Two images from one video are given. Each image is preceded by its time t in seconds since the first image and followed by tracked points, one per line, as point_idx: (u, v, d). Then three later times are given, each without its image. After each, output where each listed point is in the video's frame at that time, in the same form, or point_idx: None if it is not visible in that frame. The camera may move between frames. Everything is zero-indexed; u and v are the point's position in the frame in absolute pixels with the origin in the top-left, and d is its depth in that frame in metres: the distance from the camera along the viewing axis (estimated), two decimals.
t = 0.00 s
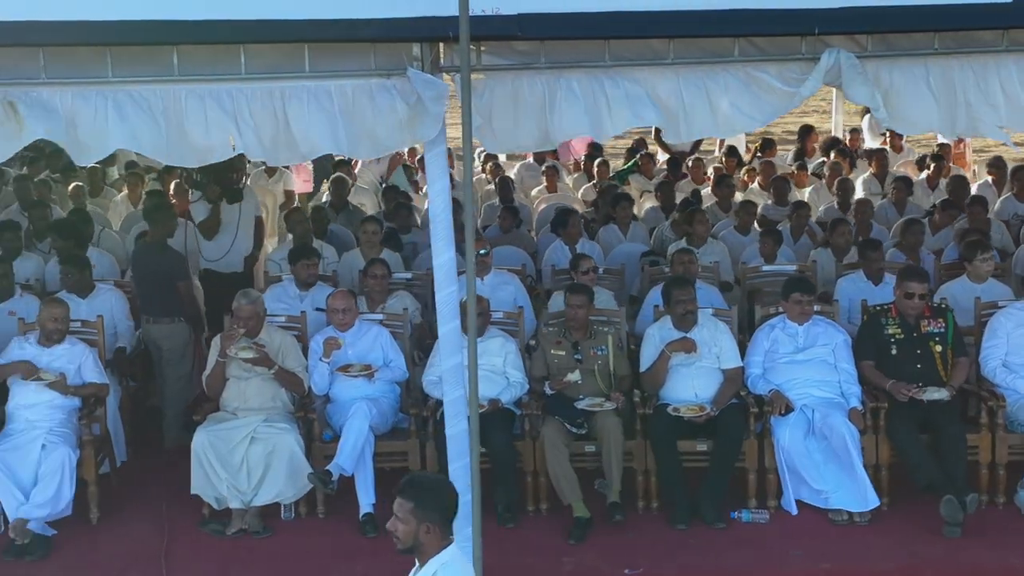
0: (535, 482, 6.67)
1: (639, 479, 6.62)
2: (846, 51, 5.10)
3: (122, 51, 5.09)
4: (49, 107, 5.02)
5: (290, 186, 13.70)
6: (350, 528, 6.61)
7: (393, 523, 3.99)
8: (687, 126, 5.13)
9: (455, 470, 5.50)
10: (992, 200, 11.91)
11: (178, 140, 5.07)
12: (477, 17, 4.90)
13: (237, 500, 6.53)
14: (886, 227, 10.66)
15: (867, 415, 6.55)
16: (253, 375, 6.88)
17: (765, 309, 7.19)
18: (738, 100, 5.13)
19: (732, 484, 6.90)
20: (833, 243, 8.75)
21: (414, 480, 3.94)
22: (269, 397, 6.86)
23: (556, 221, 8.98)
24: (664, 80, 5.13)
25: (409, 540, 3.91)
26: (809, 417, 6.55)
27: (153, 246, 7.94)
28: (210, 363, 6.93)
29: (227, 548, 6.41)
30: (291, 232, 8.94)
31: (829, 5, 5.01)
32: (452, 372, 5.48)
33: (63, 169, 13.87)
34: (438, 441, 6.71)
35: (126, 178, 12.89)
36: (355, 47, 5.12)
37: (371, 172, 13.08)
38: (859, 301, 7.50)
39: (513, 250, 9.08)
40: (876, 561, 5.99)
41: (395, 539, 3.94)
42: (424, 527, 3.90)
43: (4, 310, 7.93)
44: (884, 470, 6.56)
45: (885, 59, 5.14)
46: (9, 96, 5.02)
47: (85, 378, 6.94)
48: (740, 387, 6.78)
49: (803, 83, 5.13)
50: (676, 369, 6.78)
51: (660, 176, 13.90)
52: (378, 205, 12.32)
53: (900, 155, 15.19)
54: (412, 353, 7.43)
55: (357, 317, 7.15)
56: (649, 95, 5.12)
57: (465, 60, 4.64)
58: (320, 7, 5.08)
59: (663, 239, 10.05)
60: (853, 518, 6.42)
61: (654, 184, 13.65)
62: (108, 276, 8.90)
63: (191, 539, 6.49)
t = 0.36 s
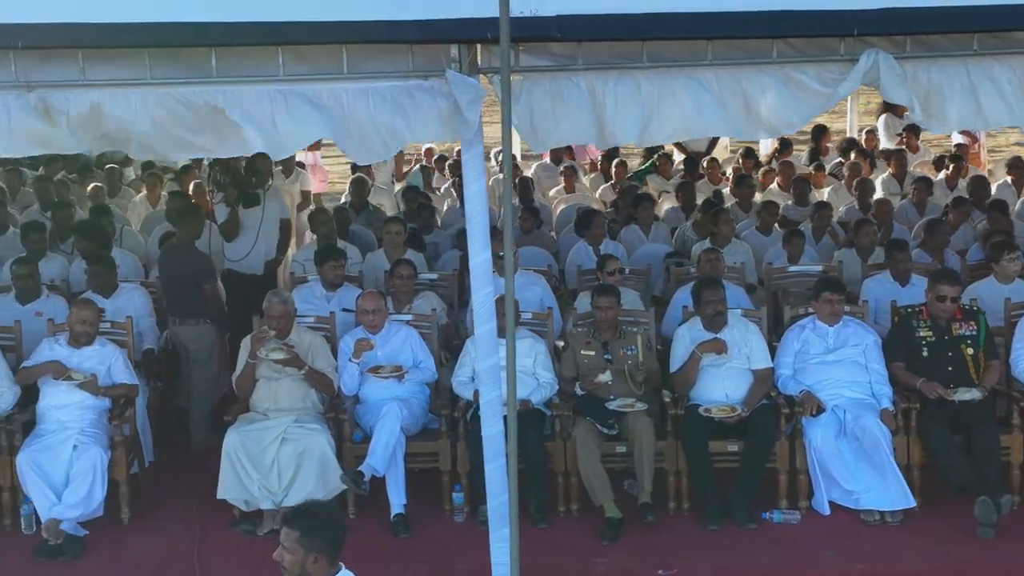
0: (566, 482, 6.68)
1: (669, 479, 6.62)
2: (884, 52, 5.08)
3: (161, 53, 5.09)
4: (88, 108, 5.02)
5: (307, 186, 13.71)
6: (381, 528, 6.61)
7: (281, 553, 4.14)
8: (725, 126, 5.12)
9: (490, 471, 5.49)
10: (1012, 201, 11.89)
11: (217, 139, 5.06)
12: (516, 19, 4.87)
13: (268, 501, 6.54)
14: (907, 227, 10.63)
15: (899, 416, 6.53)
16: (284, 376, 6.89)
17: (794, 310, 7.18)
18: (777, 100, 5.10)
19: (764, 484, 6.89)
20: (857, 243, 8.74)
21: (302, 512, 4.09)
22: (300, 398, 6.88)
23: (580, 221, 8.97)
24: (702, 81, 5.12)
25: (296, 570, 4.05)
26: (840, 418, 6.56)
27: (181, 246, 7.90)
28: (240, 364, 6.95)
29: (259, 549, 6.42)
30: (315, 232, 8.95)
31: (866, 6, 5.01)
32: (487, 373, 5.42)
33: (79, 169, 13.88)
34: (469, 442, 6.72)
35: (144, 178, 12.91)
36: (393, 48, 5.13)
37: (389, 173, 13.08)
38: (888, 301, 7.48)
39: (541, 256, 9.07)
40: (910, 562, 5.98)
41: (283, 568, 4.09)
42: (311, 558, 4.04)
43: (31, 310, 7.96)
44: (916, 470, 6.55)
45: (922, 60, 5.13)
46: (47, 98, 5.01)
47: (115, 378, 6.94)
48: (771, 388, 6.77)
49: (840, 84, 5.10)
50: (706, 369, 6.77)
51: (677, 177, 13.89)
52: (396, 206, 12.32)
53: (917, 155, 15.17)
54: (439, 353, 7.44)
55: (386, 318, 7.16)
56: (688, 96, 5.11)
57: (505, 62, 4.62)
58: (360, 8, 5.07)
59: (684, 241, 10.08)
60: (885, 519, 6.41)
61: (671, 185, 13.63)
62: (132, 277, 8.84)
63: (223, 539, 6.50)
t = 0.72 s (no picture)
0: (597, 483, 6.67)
1: (701, 480, 6.60)
2: (926, 50, 5.09)
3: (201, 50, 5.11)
4: (128, 109, 5.07)
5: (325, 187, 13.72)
6: (413, 529, 6.61)
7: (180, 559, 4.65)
8: (768, 122, 5.13)
9: (526, 472, 5.48)
10: None
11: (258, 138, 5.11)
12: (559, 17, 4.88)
13: (300, 501, 6.53)
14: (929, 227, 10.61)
15: (931, 416, 6.53)
16: (315, 376, 6.90)
17: (825, 310, 7.17)
18: (821, 94, 5.15)
19: (796, 485, 6.87)
20: (883, 244, 8.72)
21: (187, 518, 4.60)
22: (331, 398, 6.88)
23: (605, 221, 8.97)
24: (743, 79, 5.15)
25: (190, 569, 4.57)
26: (873, 419, 6.55)
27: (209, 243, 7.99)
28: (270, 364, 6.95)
29: (291, 549, 6.42)
30: (340, 232, 8.96)
31: (909, 4, 5.00)
32: (525, 373, 5.42)
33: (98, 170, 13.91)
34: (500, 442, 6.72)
35: (162, 179, 12.92)
36: (434, 48, 5.15)
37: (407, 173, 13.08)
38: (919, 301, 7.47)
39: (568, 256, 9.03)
40: (946, 563, 5.95)
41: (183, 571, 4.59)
42: (203, 556, 4.56)
43: (61, 310, 8.01)
44: (949, 471, 6.53)
45: (966, 58, 5.13)
46: (88, 100, 5.06)
47: (146, 379, 6.97)
48: (803, 388, 6.76)
49: (882, 83, 5.13)
50: (737, 369, 6.76)
51: (694, 177, 13.88)
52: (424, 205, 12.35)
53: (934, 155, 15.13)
54: (468, 354, 7.43)
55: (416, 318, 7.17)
56: (728, 94, 5.16)
57: (548, 60, 4.65)
58: (401, 6, 5.08)
59: (707, 241, 10.08)
60: (918, 520, 6.39)
61: (689, 185, 13.62)
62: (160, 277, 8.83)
63: (255, 540, 6.50)
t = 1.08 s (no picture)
0: (629, 483, 6.66)
1: (733, 480, 6.58)
2: (969, 49, 5.11)
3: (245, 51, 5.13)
4: (171, 110, 5.09)
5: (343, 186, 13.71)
6: (445, 529, 6.60)
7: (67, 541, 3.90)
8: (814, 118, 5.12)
9: (565, 472, 5.47)
10: None
11: (301, 138, 5.11)
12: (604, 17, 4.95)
13: (332, 501, 6.54)
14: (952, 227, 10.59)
15: (965, 417, 6.52)
16: (346, 376, 6.90)
17: (856, 310, 7.16)
18: (860, 94, 5.13)
19: (828, 485, 6.86)
20: (909, 243, 8.71)
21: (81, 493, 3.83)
22: (363, 398, 6.88)
23: (631, 220, 8.97)
24: (785, 78, 5.17)
25: (81, 555, 3.83)
26: (906, 419, 6.52)
27: (237, 238, 8.08)
28: (301, 365, 6.94)
29: (324, 549, 6.42)
30: (365, 232, 8.96)
31: (952, 4, 5.02)
32: (564, 373, 5.42)
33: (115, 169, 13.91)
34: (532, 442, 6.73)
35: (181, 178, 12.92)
36: (475, 48, 5.16)
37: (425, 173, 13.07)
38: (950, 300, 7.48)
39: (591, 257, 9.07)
40: (983, 563, 5.94)
41: (72, 556, 3.87)
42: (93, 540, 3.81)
43: (88, 310, 8.01)
44: (982, 472, 6.52)
45: (1008, 57, 5.14)
46: (131, 101, 5.07)
47: (177, 379, 6.97)
48: (835, 389, 6.75)
49: (925, 81, 5.15)
50: (770, 370, 6.74)
51: (712, 177, 13.85)
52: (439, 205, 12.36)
53: (951, 155, 15.11)
54: (498, 354, 7.44)
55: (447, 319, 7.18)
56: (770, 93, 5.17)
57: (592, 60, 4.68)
58: (444, 6, 5.10)
59: (730, 241, 10.08)
60: (952, 520, 6.37)
61: (707, 185, 13.59)
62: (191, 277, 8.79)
63: (288, 540, 6.50)
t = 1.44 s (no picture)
0: (662, 484, 6.64)
1: (767, 481, 6.57)
2: (1011, 49, 5.11)
3: (286, 51, 5.17)
4: (213, 109, 5.13)
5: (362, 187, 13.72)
6: (478, 529, 6.59)
7: None
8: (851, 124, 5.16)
9: (603, 473, 5.46)
10: None
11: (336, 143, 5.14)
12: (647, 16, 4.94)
13: (365, 501, 6.53)
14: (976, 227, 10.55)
15: (1000, 418, 6.50)
16: (379, 376, 6.90)
17: (888, 311, 7.15)
18: (901, 96, 5.16)
19: (862, 485, 6.85)
20: (935, 243, 8.68)
21: None
22: (395, 398, 6.87)
23: (656, 221, 8.96)
24: (826, 78, 5.15)
25: None
26: (941, 419, 6.50)
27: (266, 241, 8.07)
28: (333, 365, 6.94)
29: (358, 550, 6.41)
30: (390, 232, 8.96)
31: (992, 2, 5.03)
32: (602, 374, 5.41)
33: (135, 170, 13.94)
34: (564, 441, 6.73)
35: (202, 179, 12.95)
36: (517, 49, 5.15)
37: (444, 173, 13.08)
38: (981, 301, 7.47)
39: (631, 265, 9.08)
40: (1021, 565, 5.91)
41: None
42: None
43: (116, 311, 8.01)
44: (1018, 473, 6.50)
45: None
46: (172, 100, 5.12)
47: (208, 379, 6.97)
48: (869, 389, 6.73)
49: (967, 81, 5.13)
50: (803, 370, 6.73)
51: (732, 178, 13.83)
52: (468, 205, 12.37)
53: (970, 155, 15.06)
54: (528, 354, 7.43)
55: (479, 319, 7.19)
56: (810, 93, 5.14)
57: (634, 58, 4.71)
58: (485, 5, 5.11)
59: (753, 241, 10.06)
60: (988, 521, 6.36)
61: (727, 185, 13.57)
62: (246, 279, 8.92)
63: (321, 541, 6.49)
